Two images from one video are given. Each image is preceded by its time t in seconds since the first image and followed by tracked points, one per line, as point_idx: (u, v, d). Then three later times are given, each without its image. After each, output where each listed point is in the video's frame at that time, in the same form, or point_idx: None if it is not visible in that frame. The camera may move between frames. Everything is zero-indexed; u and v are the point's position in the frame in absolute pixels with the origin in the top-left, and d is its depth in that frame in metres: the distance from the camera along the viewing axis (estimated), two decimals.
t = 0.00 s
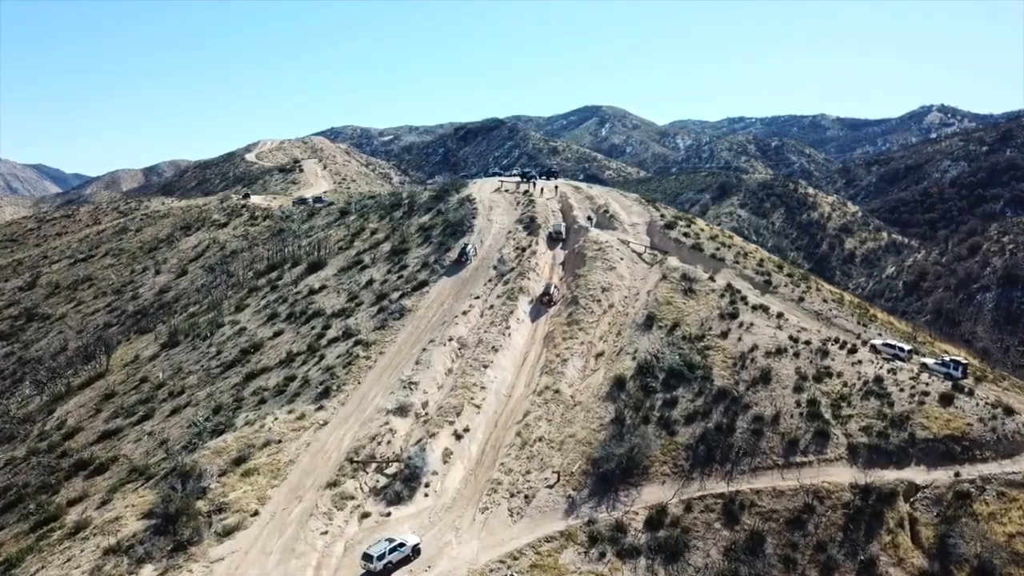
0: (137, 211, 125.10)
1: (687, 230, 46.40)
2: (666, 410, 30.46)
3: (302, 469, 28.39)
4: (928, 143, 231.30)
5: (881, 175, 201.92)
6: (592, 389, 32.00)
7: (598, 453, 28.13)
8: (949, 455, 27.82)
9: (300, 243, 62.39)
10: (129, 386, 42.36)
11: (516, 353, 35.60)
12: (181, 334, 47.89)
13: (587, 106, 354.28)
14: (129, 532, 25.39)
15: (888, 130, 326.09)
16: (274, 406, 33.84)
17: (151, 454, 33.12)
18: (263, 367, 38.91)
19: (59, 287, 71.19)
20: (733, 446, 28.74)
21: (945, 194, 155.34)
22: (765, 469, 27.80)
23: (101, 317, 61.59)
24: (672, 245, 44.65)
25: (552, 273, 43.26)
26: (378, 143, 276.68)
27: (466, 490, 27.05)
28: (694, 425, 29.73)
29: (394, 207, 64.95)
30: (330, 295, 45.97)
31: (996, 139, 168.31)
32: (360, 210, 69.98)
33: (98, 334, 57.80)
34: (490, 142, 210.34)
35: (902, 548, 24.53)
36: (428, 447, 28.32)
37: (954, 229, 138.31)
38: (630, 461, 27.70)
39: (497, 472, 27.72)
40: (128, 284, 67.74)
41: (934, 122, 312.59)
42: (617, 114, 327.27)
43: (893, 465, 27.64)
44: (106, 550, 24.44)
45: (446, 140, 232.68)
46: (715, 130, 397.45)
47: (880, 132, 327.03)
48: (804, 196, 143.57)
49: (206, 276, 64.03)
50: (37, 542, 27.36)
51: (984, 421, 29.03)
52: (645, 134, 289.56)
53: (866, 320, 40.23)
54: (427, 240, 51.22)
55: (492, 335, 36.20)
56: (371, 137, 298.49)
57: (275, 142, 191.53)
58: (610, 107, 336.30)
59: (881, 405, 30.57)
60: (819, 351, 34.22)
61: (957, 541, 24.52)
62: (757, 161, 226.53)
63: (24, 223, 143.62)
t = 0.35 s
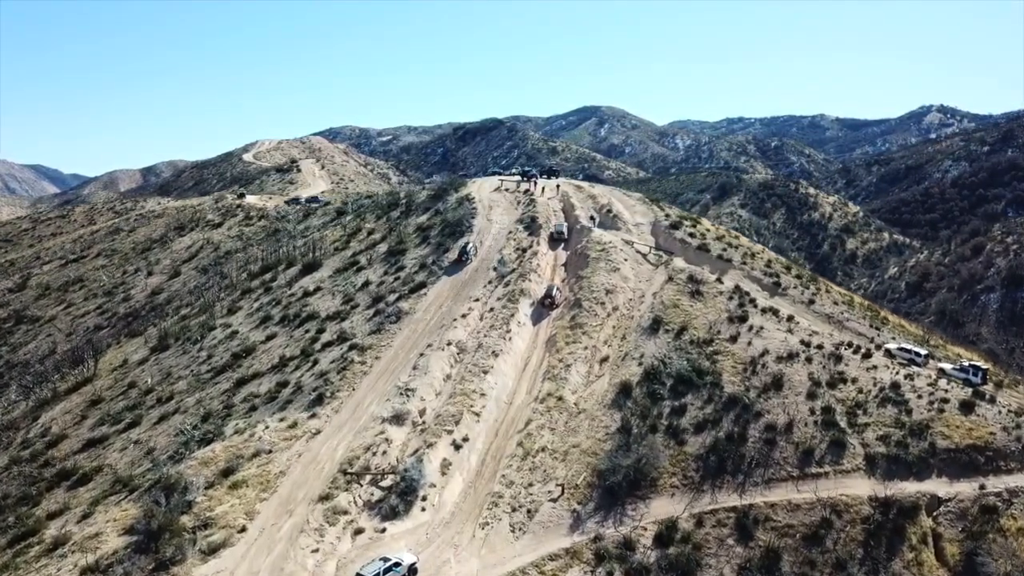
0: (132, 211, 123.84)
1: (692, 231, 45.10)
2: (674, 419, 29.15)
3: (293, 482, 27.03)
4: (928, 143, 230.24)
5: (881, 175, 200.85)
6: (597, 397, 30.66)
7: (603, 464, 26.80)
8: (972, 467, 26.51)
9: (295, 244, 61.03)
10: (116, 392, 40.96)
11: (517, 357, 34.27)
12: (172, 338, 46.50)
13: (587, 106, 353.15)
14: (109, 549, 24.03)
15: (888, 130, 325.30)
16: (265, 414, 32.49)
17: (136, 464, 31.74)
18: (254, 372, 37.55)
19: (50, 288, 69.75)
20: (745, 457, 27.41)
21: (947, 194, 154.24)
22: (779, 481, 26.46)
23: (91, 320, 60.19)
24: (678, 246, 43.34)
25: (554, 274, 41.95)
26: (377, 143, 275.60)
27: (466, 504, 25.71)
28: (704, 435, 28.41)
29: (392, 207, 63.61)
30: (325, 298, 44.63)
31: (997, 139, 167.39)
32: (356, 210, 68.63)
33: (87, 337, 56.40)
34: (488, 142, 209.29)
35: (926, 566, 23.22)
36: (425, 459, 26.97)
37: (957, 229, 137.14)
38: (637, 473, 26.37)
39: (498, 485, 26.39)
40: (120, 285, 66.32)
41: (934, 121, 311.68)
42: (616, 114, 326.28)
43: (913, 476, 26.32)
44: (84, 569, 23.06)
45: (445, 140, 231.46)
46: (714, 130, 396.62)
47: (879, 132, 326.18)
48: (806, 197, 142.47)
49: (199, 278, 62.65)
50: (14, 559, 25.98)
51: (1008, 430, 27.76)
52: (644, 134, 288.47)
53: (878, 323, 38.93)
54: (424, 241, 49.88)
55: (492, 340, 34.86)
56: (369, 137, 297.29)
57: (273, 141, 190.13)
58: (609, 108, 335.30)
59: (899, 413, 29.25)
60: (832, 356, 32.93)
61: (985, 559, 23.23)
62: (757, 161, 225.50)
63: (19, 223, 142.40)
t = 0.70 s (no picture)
0: (126, 211, 122.49)
1: (697, 231, 43.94)
2: (682, 427, 27.95)
3: (283, 494, 25.77)
4: (927, 143, 229.67)
5: (880, 175, 200.16)
6: (601, 404, 29.46)
7: (609, 475, 25.58)
8: (994, 477, 25.34)
9: (290, 244, 59.77)
10: (103, 397, 39.66)
11: (517, 363, 33.05)
12: (161, 341, 45.19)
13: (585, 106, 352.26)
14: (88, 567, 22.75)
15: (886, 130, 324.79)
16: (256, 421, 31.23)
17: (121, 474, 30.46)
18: (245, 377, 36.28)
19: (39, 290, 68.37)
20: (757, 467, 26.20)
21: (947, 194, 153.49)
22: (793, 492, 25.26)
23: (81, 322, 58.83)
24: (682, 247, 42.17)
25: (555, 276, 40.75)
26: (375, 143, 274.68)
27: (464, 518, 24.48)
28: (713, 443, 27.21)
29: (388, 207, 62.40)
30: (319, 300, 43.41)
31: (997, 139, 166.75)
32: (352, 210, 67.44)
33: (76, 340, 55.04)
34: (487, 142, 208.32)
35: None
36: (422, 469, 25.73)
37: (957, 229, 136.30)
38: (644, 484, 25.17)
39: (498, 498, 25.18)
40: (111, 287, 64.97)
41: (932, 121, 311.31)
42: (614, 114, 325.47)
43: (933, 487, 25.16)
44: None
45: (443, 140, 230.40)
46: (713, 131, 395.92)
47: (878, 132, 325.84)
48: (806, 197, 141.58)
49: (191, 279, 61.34)
50: None
51: None
52: (643, 134, 287.57)
53: (889, 325, 37.77)
54: (422, 241, 48.66)
55: (491, 344, 33.64)
56: (367, 137, 296.01)
57: (269, 141, 188.72)
58: (607, 108, 334.48)
59: (916, 420, 28.06)
60: (844, 361, 31.76)
61: None
62: (756, 161, 224.73)
63: (12, 223, 141.06)
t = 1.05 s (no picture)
0: (120, 212, 121.03)
1: (702, 231, 42.66)
2: (691, 436, 26.65)
3: (272, 508, 24.40)
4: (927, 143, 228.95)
5: (880, 175, 199.35)
6: (606, 412, 28.14)
7: (615, 489, 24.25)
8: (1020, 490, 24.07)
9: (284, 245, 58.40)
10: (88, 404, 38.20)
11: (518, 368, 31.70)
12: (150, 345, 43.74)
13: (583, 106, 351.40)
14: None
15: (885, 130, 324.16)
16: (245, 430, 29.83)
17: (103, 486, 29.02)
18: (236, 383, 34.90)
19: (28, 292, 66.83)
20: (771, 479, 24.90)
21: (947, 194, 152.64)
22: (810, 506, 23.96)
23: (69, 325, 57.33)
24: (687, 247, 40.88)
25: (557, 278, 39.47)
26: (372, 143, 273.54)
27: (464, 534, 23.18)
28: (724, 454, 25.90)
29: (385, 206, 61.07)
30: (313, 302, 42.05)
31: (997, 139, 165.88)
32: (348, 209, 66.08)
33: (64, 343, 53.55)
34: (485, 142, 207.23)
35: None
36: (419, 482, 24.39)
37: (958, 229, 135.30)
38: (653, 498, 23.84)
39: (499, 513, 23.86)
40: (101, 288, 63.45)
41: (930, 121, 310.80)
42: (613, 114, 324.56)
43: (956, 501, 23.89)
44: None
45: (441, 140, 229.16)
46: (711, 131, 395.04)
47: (876, 133, 325.30)
48: (806, 197, 140.54)
49: (183, 280, 59.89)
50: None
51: None
52: (641, 134, 286.51)
53: (902, 329, 36.50)
54: (419, 242, 47.31)
55: (491, 348, 32.30)
56: (364, 137, 294.70)
57: (266, 141, 187.14)
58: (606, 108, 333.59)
59: (936, 428, 26.78)
60: (859, 366, 30.49)
61: None
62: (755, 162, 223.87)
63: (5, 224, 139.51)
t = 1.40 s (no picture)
0: (114, 212, 119.80)
1: (708, 231, 41.48)
2: (701, 446, 25.47)
3: (261, 523, 23.15)
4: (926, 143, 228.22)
5: (879, 176, 198.61)
6: (611, 420, 26.93)
7: (623, 502, 23.03)
8: None
9: (278, 245, 57.15)
10: (74, 410, 36.88)
11: (519, 374, 30.50)
12: (139, 348, 42.42)
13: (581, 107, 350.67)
14: None
15: (883, 130, 323.67)
16: (234, 439, 28.55)
17: (85, 498, 27.72)
18: (226, 388, 33.65)
19: (17, 293, 65.45)
20: (785, 491, 23.70)
21: (947, 194, 151.84)
22: (827, 520, 22.76)
23: (58, 328, 55.96)
24: (692, 248, 39.75)
25: (558, 280, 38.28)
26: (370, 143, 272.68)
27: (462, 552, 21.93)
28: (736, 464, 24.70)
29: (381, 206, 59.84)
30: (307, 305, 40.81)
31: (997, 139, 165.08)
32: (344, 209, 64.85)
33: (52, 346, 52.21)
34: (483, 142, 206.28)
35: None
36: (416, 495, 23.16)
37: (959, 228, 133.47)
38: (661, 512, 22.63)
39: (500, 528, 22.61)
40: (91, 290, 62.07)
41: (929, 122, 310.37)
42: (611, 114, 323.70)
43: (980, 515, 22.71)
44: None
45: (439, 140, 228.05)
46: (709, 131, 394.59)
47: (874, 133, 324.81)
48: (806, 197, 139.60)
49: (175, 282, 58.59)
50: None
51: None
52: (639, 134, 285.70)
53: (915, 332, 35.33)
54: (416, 242, 46.09)
55: (491, 353, 31.07)
56: (362, 138, 293.59)
57: (263, 141, 185.80)
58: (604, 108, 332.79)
59: (956, 437, 25.59)
60: (873, 372, 29.33)
61: None
62: (754, 162, 223.11)
63: None
